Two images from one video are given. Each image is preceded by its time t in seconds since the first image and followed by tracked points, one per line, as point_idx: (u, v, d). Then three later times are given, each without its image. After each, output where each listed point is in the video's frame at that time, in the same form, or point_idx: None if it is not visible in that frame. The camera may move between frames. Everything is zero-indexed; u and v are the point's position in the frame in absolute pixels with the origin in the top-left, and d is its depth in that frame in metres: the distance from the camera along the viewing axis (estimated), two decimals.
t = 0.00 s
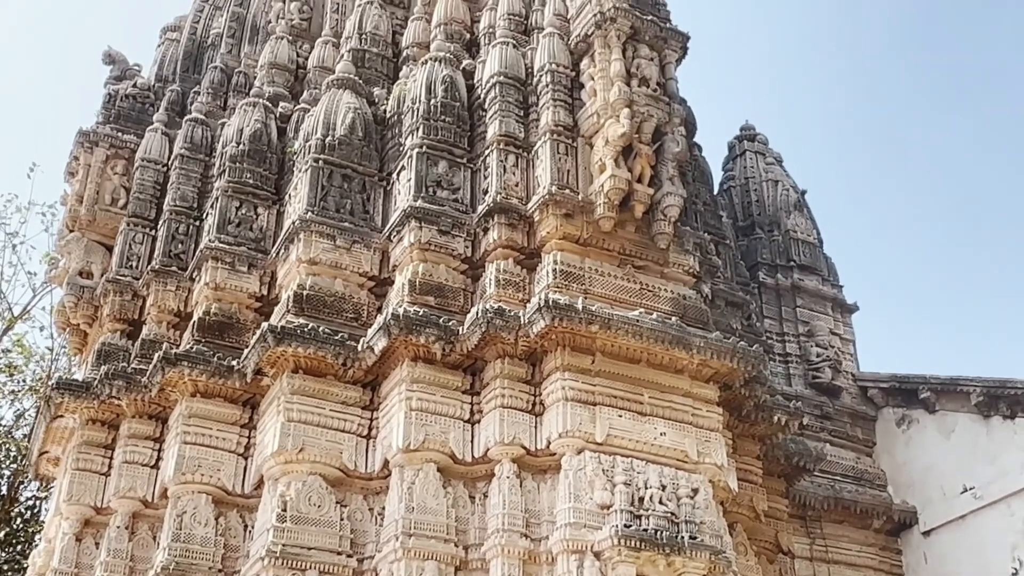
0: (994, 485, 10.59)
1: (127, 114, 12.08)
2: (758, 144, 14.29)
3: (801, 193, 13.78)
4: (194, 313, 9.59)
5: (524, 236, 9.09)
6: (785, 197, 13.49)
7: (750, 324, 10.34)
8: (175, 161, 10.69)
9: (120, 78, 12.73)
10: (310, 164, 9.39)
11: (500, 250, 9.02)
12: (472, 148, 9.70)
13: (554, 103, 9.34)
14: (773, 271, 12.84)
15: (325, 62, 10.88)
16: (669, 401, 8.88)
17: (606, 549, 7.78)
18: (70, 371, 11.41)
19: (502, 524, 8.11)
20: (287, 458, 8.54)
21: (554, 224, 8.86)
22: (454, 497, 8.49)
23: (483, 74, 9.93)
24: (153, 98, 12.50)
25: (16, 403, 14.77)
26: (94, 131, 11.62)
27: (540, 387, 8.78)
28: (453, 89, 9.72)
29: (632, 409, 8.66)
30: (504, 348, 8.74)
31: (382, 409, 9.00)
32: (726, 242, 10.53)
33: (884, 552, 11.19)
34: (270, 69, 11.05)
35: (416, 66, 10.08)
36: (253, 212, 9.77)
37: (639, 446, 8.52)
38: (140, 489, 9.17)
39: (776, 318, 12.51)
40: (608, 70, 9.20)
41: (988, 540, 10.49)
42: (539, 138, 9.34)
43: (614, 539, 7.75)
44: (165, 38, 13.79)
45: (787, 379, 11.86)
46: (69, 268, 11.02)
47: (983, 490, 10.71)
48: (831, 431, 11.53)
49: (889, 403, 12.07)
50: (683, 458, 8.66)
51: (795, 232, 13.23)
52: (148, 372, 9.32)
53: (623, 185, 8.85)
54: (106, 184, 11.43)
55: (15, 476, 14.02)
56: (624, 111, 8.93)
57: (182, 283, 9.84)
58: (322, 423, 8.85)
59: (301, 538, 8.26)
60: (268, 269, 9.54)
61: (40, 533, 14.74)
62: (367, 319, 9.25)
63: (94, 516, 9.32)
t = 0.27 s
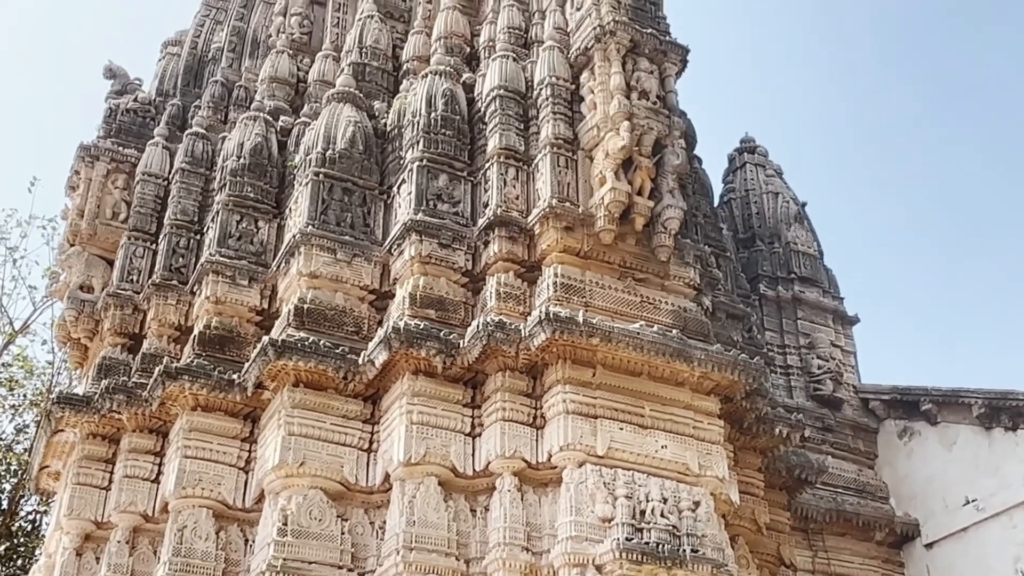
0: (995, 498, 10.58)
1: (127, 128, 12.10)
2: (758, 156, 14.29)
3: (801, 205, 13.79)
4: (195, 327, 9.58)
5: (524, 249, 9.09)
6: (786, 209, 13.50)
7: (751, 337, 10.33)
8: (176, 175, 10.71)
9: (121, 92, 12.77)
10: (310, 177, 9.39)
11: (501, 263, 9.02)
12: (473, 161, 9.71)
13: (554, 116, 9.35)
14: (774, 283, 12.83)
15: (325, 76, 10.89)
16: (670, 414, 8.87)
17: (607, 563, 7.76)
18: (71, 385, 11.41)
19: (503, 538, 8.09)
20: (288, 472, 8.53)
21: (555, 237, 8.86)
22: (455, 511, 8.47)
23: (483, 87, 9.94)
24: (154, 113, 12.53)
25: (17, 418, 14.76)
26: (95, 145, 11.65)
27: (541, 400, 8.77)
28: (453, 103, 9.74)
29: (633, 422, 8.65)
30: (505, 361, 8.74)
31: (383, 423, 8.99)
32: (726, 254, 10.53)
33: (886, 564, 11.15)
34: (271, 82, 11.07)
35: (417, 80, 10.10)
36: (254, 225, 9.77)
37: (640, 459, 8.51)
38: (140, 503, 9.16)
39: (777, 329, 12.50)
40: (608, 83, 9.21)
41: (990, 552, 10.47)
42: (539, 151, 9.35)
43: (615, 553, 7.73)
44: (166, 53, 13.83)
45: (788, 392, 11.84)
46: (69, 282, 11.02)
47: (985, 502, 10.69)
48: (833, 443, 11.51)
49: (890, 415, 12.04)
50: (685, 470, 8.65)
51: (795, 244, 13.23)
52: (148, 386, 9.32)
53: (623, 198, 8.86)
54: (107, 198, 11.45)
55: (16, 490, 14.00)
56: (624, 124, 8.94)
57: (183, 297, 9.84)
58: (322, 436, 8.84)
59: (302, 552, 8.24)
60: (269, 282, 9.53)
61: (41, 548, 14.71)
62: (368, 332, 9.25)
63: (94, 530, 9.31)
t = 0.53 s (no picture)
0: (999, 506, 10.59)
1: (130, 140, 12.14)
2: (759, 166, 14.30)
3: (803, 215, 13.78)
4: (197, 339, 9.58)
5: (526, 260, 9.09)
6: (787, 219, 13.50)
7: (754, 346, 10.32)
8: (178, 187, 10.73)
9: (123, 105, 12.82)
10: (312, 189, 9.40)
11: (502, 274, 9.03)
12: (474, 172, 9.72)
13: (555, 127, 9.35)
14: (776, 292, 12.82)
15: (327, 87, 10.89)
16: (673, 424, 8.86)
17: (610, 573, 7.74)
18: (73, 397, 11.41)
19: (506, 549, 8.08)
20: (290, 483, 8.53)
21: (557, 248, 8.86)
22: (458, 522, 8.46)
23: (485, 98, 9.95)
24: (156, 125, 12.57)
25: (19, 430, 14.76)
26: (98, 157, 11.69)
27: (544, 411, 8.77)
28: (455, 114, 9.74)
29: (635, 432, 8.65)
30: (507, 372, 8.74)
31: (386, 434, 8.99)
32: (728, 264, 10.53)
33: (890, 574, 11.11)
34: (273, 94, 11.09)
35: (418, 91, 10.11)
36: (256, 237, 9.77)
37: (643, 469, 8.50)
38: (143, 515, 9.16)
39: (779, 339, 12.49)
40: (609, 93, 9.22)
41: (995, 561, 10.45)
42: (541, 162, 9.36)
43: (618, 563, 7.71)
44: (169, 65, 13.86)
45: (791, 401, 11.83)
46: (72, 294, 11.02)
47: (989, 511, 10.70)
48: (836, 452, 11.48)
49: (893, 424, 12.03)
50: (687, 481, 8.64)
51: (797, 254, 13.23)
52: (151, 399, 9.32)
53: (625, 208, 8.86)
54: (109, 211, 11.47)
55: (18, 503, 14.00)
56: (625, 134, 8.95)
57: (185, 308, 9.84)
58: (325, 448, 8.84)
59: (304, 564, 8.23)
60: (271, 294, 9.53)
61: (43, 560, 14.70)
62: (371, 343, 9.25)
63: (97, 543, 9.30)
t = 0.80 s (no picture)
0: (1003, 513, 10.57)
1: (131, 151, 12.17)
2: (760, 173, 14.32)
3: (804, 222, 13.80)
4: (199, 348, 9.58)
5: (528, 268, 9.10)
6: (788, 226, 13.51)
7: (757, 354, 10.31)
8: (180, 197, 10.74)
9: (125, 115, 12.85)
10: (314, 198, 9.41)
11: (504, 283, 9.04)
12: (476, 181, 9.72)
13: (557, 135, 9.36)
14: (778, 299, 12.82)
15: (328, 97, 10.90)
16: (675, 432, 8.86)
17: None
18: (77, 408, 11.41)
19: (510, 558, 8.08)
20: (293, 493, 8.53)
21: (559, 256, 8.87)
22: (461, 531, 8.45)
23: (486, 107, 9.95)
24: (158, 135, 12.59)
25: (22, 440, 14.76)
26: (99, 168, 11.71)
27: (546, 419, 8.76)
28: (456, 122, 9.75)
29: (638, 440, 8.64)
30: (510, 381, 8.74)
31: (389, 443, 8.99)
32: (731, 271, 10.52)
33: None
34: (274, 104, 11.11)
35: (420, 100, 10.11)
36: (258, 246, 9.77)
37: (646, 477, 8.49)
38: (146, 525, 9.15)
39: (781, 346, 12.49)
40: (610, 102, 9.23)
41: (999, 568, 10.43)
42: (542, 170, 9.36)
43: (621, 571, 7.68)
44: (170, 76, 13.94)
45: (793, 408, 11.82)
46: (74, 305, 11.02)
47: (994, 518, 10.68)
48: (839, 460, 11.47)
49: (896, 431, 12.03)
50: (690, 489, 8.64)
51: (799, 261, 13.24)
52: (154, 409, 9.32)
53: (627, 216, 8.86)
54: (111, 221, 11.49)
55: (21, 513, 14.00)
56: (626, 142, 8.96)
57: (188, 318, 9.84)
58: (328, 457, 8.83)
59: (308, 573, 8.22)
60: (274, 303, 9.53)
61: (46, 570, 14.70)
62: (373, 352, 9.25)
63: (100, 553, 9.30)
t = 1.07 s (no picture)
0: (1005, 519, 10.54)
1: (132, 160, 12.20)
2: (760, 180, 14.34)
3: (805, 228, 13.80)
4: (201, 357, 9.58)
5: (529, 276, 9.10)
6: (789, 233, 13.53)
7: (758, 360, 10.30)
8: (181, 207, 10.74)
9: (125, 124, 12.87)
10: (315, 207, 9.42)
11: (505, 290, 9.04)
12: (477, 189, 9.72)
13: (557, 143, 9.37)
14: (778, 306, 12.84)
15: (328, 106, 10.91)
16: (677, 439, 8.85)
17: None
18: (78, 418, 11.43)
19: (512, 566, 8.08)
20: (295, 502, 8.53)
21: (559, 264, 8.87)
22: (463, 539, 8.45)
23: (486, 115, 9.96)
24: (158, 144, 12.59)
25: (23, 450, 14.76)
26: (100, 178, 11.73)
27: (548, 427, 8.76)
28: (457, 131, 9.76)
29: (640, 447, 8.64)
30: (511, 389, 8.74)
31: (390, 452, 8.98)
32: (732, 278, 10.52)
33: None
34: (275, 113, 11.12)
35: (420, 108, 10.12)
36: (259, 255, 9.78)
37: (648, 484, 8.49)
38: (148, 535, 9.15)
39: (782, 352, 12.50)
40: (610, 109, 9.25)
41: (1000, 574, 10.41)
42: (543, 178, 9.37)
43: None
44: (170, 86, 13.95)
45: (795, 415, 11.83)
46: (76, 314, 11.01)
47: (996, 523, 10.65)
48: (840, 466, 11.47)
49: (898, 437, 12.05)
50: (692, 496, 8.63)
51: (800, 267, 13.24)
52: (155, 418, 9.32)
53: (627, 223, 8.87)
54: (112, 231, 11.49)
55: (23, 523, 14.00)
56: (626, 150, 8.97)
57: (189, 327, 9.84)
58: (329, 466, 8.84)
59: None
60: (275, 312, 9.54)
61: None
62: (375, 361, 9.24)
63: (102, 563, 9.30)
